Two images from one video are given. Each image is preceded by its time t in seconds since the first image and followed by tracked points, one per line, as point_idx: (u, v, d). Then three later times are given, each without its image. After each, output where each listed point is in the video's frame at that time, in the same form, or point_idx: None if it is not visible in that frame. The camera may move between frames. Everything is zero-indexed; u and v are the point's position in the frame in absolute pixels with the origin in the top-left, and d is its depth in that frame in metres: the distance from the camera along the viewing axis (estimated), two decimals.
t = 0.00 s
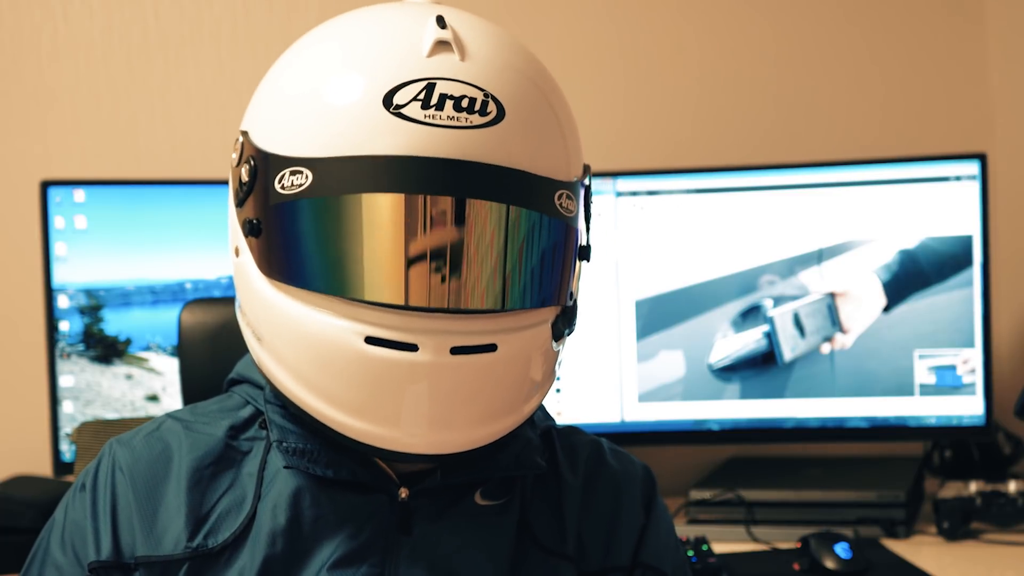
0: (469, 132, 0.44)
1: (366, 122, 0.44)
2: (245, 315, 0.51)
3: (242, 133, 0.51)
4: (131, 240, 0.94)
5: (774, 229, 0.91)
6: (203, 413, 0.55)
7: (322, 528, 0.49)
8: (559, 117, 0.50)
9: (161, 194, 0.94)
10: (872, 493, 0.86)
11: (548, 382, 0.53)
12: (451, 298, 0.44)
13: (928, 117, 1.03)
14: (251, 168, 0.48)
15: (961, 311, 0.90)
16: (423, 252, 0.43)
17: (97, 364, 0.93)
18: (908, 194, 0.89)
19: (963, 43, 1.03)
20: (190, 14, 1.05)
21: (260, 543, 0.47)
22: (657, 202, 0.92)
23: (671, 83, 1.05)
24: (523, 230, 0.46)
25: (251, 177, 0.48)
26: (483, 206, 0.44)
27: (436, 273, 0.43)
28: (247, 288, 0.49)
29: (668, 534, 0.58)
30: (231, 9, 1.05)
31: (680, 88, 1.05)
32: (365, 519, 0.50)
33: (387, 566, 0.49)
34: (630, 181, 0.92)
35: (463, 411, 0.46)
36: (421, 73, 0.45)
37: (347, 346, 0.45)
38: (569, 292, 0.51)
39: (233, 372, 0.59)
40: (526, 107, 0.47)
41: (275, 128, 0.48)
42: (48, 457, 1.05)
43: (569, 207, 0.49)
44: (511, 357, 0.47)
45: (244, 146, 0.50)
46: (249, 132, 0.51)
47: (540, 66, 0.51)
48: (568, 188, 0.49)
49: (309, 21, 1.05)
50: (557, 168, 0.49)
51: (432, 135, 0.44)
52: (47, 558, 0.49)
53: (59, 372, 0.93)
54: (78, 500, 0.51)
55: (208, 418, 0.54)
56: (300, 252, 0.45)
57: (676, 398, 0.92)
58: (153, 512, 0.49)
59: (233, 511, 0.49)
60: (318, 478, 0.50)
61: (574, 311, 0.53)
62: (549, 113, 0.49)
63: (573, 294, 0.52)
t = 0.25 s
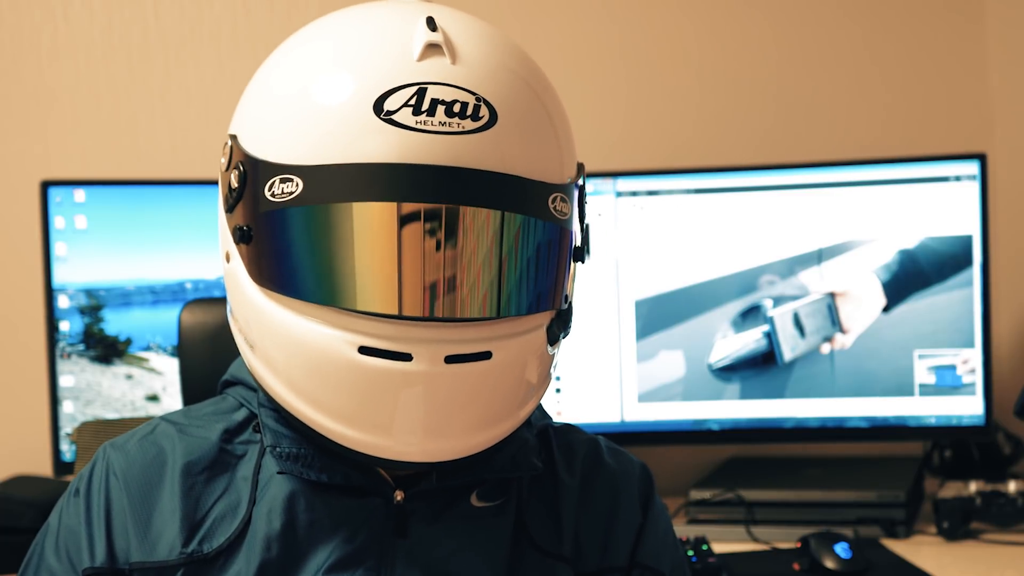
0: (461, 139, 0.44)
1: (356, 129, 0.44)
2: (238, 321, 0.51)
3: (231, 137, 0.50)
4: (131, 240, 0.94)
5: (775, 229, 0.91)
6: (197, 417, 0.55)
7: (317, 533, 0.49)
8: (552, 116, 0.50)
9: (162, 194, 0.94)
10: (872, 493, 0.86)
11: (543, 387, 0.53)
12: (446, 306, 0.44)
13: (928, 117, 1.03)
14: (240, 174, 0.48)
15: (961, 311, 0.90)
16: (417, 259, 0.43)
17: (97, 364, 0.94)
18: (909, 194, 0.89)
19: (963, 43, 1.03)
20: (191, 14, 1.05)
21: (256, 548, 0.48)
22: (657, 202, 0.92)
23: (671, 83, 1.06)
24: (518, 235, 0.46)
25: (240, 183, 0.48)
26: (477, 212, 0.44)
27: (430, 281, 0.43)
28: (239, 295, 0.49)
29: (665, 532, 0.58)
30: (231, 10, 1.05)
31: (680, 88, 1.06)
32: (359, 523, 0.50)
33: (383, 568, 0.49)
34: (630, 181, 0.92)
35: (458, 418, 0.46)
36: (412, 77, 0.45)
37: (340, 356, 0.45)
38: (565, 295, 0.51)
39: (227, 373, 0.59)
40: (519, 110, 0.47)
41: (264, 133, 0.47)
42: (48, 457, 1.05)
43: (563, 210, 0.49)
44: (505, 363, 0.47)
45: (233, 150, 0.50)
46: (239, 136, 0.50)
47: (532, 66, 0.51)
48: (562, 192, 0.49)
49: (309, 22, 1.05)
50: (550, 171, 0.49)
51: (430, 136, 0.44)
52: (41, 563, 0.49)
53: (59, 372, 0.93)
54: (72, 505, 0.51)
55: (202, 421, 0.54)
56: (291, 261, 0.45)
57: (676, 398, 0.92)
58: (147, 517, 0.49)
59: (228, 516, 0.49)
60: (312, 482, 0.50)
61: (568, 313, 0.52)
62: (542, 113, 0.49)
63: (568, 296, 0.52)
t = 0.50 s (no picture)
0: (466, 129, 0.44)
1: (363, 118, 0.44)
2: (236, 310, 0.51)
3: (234, 127, 0.50)
4: (131, 241, 0.94)
5: (775, 230, 0.91)
6: (191, 417, 0.55)
7: (311, 533, 0.49)
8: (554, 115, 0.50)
9: (162, 194, 0.94)
10: (872, 493, 0.86)
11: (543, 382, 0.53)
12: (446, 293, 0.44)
13: (928, 117, 1.03)
14: (244, 163, 0.47)
15: (961, 311, 0.90)
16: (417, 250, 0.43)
17: (97, 364, 0.94)
18: (909, 194, 0.89)
19: (963, 43, 1.03)
20: (191, 14, 1.05)
21: (250, 549, 0.48)
22: (657, 202, 0.92)
23: (671, 83, 1.06)
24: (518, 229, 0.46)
25: (244, 171, 0.47)
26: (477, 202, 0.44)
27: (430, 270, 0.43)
28: (239, 282, 0.49)
29: (661, 531, 0.58)
30: (231, 10, 1.05)
31: (680, 88, 1.06)
32: (353, 523, 0.50)
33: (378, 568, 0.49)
34: (630, 181, 0.92)
35: (458, 409, 0.46)
36: (420, 70, 0.45)
37: (342, 341, 0.45)
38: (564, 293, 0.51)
39: (221, 373, 0.59)
40: (520, 106, 0.48)
41: (268, 123, 0.47)
42: (48, 457, 1.05)
43: (563, 207, 0.49)
44: (506, 355, 0.47)
45: (236, 141, 0.49)
46: (241, 126, 0.50)
47: (535, 65, 0.51)
48: (563, 188, 0.49)
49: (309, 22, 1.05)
50: (553, 169, 0.49)
51: (434, 131, 0.44)
52: (35, 565, 0.50)
53: (59, 372, 0.93)
54: (66, 507, 0.51)
55: (196, 421, 0.54)
56: (295, 248, 0.45)
57: (676, 398, 0.92)
58: (141, 518, 0.49)
59: (222, 516, 0.49)
60: (306, 481, 0.50)
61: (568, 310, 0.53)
62: (544, 111, 0.49)
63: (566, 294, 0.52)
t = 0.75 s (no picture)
0: (484, 149, 0.44)
1: (378, 132, 0.44)
2: (244, 316, 0.51)
3: (247, 131, 0.50)
4: (131, 241, 0.94)
5: (775, 230, 0.91)
6: (193, 417, 0.55)
7: (314, 535, 0.49)
8: (570, 132, 0.50)
9: (162, 194, 0.94)
10: (872, 493, 0.86)
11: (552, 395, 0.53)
12: (455, 312, 0.44)
13: (929, 118, 1.03)
14: (256, 170, 0.47)
15: (961, 311, 0.90)
16: (427, 265, 0.43)
17: (97, 364, 0.94)
18: (909, 194, 0.89)
19: (964, 44, 1.03)
20: (191, 14, 1.05)
21: (253, 550, 0.48)
22: (657, 202, 0.92)
23: (671, 83, 1.06)
24: (530, 249, 0.46)
25: (256, 178, 0.47)
26: (490, 224, 0.44)
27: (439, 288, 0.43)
28: (248, 290, 0.49)
29: (660, 532, 0.58)
30: (231, 10, 1.05)
31: (681, 89, 1.06)
32: (356, 525, 0.50)
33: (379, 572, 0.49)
34: (630, 181, 0.92)
35: (463, 427, 0.46)
36: (438, 85, 0.45)
37: (350, 358, 0.44)
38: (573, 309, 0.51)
39: (224, 373, 0.59)
40: (535, 120, 0.47)
41: (282, 129, 0.47)
42: (48, 457, 1.05)
43: (578, 225, 0.49)
44: (513, 374, 0.47)
45: (248, 145, 0.49)
46: (253, 130, 0.50)
47: (546, 69, 0.51)
48: (577, 206, 0.49)
49: (310, 23, 1.05)
50: (567, 180, 0.49)
51: (445, 146, 0.44)
52: (37, 564, 0.49)
53: (59, 372, 0.93)
54: (69, 506, 0.51)
55: (199, 422, 0.54)
56: (306, 260, 0.45)
57: (676, 398, 0.92)
58: (145, 518, 0.49)
59: (225, 518, 0.49)
60: (310, 484, 0.50)
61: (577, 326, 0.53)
62: (560, 125, 0.49)
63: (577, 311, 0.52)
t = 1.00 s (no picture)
0: (492, 144, 0.44)
1: (388, 127, 0.44)
2: (250, 310, 0.51)
3: (257, 126, 0.50)
4: (131, 240, 0.94)
5: (775, 230, 0.91)
6: (198, 416, 0.55)
7: (319, 535, 0.49)
8: (578, 131, 0.50)
9: (162, 194, 0.94)
10: (872, 493, 0.86)
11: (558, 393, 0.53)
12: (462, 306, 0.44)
13: (929, 118, 1.03)
14: (266, 164, 0.47)
15: (961, 311, 0.90)
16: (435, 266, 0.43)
17: (97, 364, 0.94)
18: (909, 194, 0.89)
19: (964, 44, 1.03)
20: (191, 14, 1.05)
21: (258, 550, 0.48)
22: (657, 202, 0.92)
23: (672, 83, 1.06)
24: (537, 245, 0.45)
25: (266, 173, 0.47)
26: (497, 220, 0.44)
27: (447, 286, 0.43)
28: (255, 284, 0.49)
29: (665, 533, 0.58)
30: (232, 10, 1.05)
31: (681, 89, 1.06)
32: (361, 526, 0.50)
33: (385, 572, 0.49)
34: (630, 181, 0.92)
35: (469, 422, 0.46)
36: (449, 80, 0.45)
37: (357, 351, 0.44)
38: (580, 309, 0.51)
39: (229, 373, 0.59)
40: (544, 118, 0.47)
41: (292, 124, 0.47)
42: (48, 457, 1.05)
43: (586, 224, 0.49)
44: (520, 372, 0.47)
45: (259, 140, 0.49)
46: (263, 126, 0.50)
47: (555, 70, 0.51)
48: (585, 205, 0.49)
49: (310, 23, 1.05)
50: (574, 179, 0.49)
51: (448, 142, 0.44)
52: (42, 563, 0.49)
53: (59, 373, 0.93)
54: (73, 505, 0.51)
55: (203, 421, 0.54)
56: (313, 253, 0.45)
57: (676, 398, 0.92)
58: (150, 517, 0.49)
59: (230, 517, 0.49)
60: (315, 484, 0.50)
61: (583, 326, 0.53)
62: (569, 124, 0.49)
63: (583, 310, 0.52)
